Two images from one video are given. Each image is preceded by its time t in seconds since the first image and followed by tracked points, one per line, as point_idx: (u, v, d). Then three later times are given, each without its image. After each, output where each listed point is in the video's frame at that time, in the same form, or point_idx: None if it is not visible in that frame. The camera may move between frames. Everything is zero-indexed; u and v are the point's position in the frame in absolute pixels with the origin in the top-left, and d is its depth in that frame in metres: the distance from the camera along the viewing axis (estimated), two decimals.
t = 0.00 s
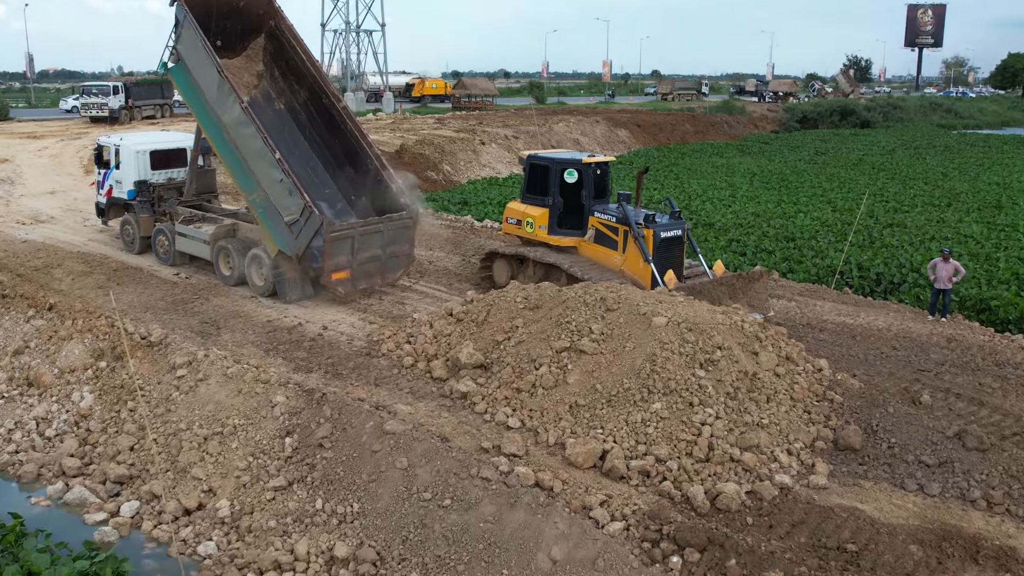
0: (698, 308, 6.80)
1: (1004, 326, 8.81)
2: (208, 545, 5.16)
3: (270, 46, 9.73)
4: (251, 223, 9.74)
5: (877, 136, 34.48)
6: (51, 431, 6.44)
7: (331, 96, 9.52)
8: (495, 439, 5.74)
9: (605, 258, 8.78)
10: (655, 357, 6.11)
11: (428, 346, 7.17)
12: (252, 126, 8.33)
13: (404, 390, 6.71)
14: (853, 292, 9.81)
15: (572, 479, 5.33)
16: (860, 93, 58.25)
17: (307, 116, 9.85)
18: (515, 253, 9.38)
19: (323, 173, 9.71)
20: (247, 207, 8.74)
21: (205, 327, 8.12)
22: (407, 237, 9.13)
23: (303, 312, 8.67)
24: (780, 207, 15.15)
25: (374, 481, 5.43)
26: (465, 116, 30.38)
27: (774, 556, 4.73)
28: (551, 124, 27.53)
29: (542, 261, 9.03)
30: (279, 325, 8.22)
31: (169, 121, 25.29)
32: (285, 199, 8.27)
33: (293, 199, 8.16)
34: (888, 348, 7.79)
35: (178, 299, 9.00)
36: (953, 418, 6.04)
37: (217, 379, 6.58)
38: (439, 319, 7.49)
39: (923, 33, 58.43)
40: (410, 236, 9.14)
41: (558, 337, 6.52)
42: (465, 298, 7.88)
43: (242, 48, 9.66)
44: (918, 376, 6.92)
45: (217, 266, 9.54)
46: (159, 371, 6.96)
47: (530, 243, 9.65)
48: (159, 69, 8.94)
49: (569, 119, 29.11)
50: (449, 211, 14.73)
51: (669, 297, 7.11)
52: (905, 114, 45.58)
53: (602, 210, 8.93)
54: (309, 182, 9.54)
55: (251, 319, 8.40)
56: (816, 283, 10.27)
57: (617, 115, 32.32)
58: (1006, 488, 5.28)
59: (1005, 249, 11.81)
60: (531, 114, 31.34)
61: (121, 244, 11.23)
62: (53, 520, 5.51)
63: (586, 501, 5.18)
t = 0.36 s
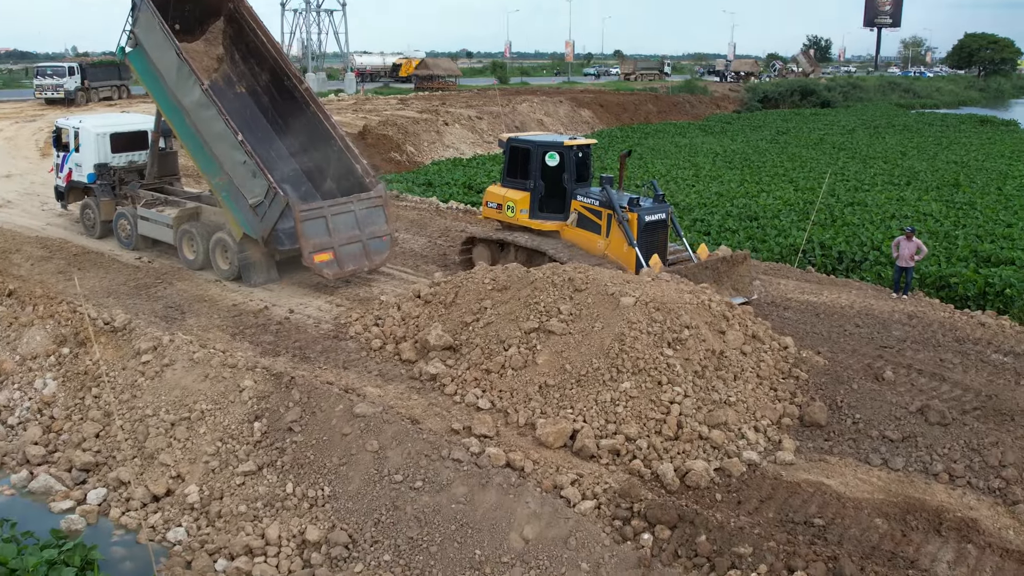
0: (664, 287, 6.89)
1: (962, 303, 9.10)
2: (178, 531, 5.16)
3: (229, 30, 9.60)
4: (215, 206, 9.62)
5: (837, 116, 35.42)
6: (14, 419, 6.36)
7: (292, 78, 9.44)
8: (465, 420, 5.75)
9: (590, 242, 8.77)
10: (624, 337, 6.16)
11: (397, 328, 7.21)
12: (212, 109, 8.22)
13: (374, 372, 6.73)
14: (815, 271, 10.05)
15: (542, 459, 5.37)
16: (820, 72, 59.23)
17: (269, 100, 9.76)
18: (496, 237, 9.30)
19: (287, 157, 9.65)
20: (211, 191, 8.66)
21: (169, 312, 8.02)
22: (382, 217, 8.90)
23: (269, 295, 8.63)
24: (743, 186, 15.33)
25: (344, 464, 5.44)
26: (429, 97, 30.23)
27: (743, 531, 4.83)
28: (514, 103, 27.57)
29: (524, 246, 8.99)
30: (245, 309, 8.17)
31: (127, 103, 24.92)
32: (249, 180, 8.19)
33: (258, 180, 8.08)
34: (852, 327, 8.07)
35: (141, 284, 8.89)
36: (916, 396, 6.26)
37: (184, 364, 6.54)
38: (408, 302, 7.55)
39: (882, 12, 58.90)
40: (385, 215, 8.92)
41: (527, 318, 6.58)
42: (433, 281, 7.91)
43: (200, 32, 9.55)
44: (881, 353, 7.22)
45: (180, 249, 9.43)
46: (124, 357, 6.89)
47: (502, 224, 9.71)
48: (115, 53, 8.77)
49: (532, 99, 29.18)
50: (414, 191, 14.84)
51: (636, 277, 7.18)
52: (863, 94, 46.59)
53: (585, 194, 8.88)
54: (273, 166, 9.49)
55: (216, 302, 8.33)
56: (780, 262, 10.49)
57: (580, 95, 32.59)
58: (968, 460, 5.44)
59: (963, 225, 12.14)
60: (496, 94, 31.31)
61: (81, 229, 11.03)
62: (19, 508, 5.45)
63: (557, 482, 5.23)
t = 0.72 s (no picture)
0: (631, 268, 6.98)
1: (924, 282, 9.33)
2: (149, 521, 5.14)
3: (189, 15, 9.53)
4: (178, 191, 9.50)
5: (799, 97, 36.31)
6: None
7: (255, 62, 9.38)
8: (437, 405, 5.76)
9: (574, 229, 8.81)
10: (594, 319, 6.22)
11: (366, 313, 7.25)
12: (173, 91, 8.09)
13: (344, 358, 6.72)
14: (781, 252, 10.23)
15: (515, 443, 5.40)
16: (780, 55, 60.46)
17: (232, 85, 9.68)
18: (478, 223, 9.30)
19: (252, 141, 9.57)
20: (175, 178, 8.51)
21: (134, 299, 7.94)
22: (351, 197, 8.88)
23: (235, 281, 8.59)
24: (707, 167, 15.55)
25: (316, 450, 5.42)
26: (393, 79, 30.15)
27: (716, 511, 4.93)
28: (479, 86, 27.61)
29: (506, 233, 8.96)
30: (211, 295, 8.11)
31: (84, 86, 24.51)
32: (213, 164, 8.08)
33: (221, 164, 7.98)
34: (818, 307, 8.25)
35: (104, 271, 8.78)
36: (882, 375, 6.48)
37: (150, 352, 6.49)
38: (377, 287, 7.61)
39: None
40: (354, 196, 8.89)
41: (498, 302, 6.62)
42: (401, 266, 7.95)
43: (159, 17, 9.44)
44: (847, 332, 7.43)
45: (144, 235, 9.32)
46: (89, 346, 6.81)
47: (473, 209, 9.76)
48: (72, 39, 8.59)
49: (497, 82, 29.27)
50: (379, 173, 14.97)
51: (606, 260, 7.25)
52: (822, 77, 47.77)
53: (569, 179, 8.94)
54: (238, 151, 9.40)
55: (182, 289, 8.25)
56: (745, 242, 10.63)
57: (545, 76, 32.86)
58: (933, 437, 5.65)
59: (923, 205, 12.45)
60: (461, 75, 31.37)
61: (42, 216, 10.86)
62: None
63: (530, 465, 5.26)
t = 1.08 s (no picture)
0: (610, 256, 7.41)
1: (887, 269, 9.97)
2: (112, 521, 5.09)
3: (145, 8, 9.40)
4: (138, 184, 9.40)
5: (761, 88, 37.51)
6: None
7: (213, 54, 9.26)
8: (405, 399, 5.82)
9: (554, 223, 8.77)
10: (561, 311, 6.33)
11: (332, 307, 7.29)
12: (131, 84, 7.96)
13: (310, 352, 6.75)
14: (746, 241, 10.75)
15: (483, 436, 5.45)
16: (743, 45, 62.98)
17: (190, 78, 9.58)
18: (457, 218, 9.28)
19: (212, 135, 9.51)
20: (135, 172, 8.40)
21: (95, 295, 7.87)
22: (307, 190, 8.99)
23: (198, 276, 8.58)
24: (671, 160, 15.95)
25: (283, 447, 5.42)
26: (356, 70, 30.21)
27: (684, 500, 5.01)
28: (442, 77, 27.76)
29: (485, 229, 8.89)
30: (174, 290, 8.10)
31: (39, 77, 24.20)
32: (173, 157, 7.98)
33: (181, 156, 7.87)
34: (782, 296, 8.56)
35: (63, 267, 8.68)
36: (844, 363, 6.69)
37: (112, 349, 6.40)
38: (342, 280, 7.64)
39: None
40: (309, 189, 9.00)
41: (465, 294, 6.71)
42: (366, 260, 7.99)
43: (116, 11, 9.34)
44: (811, 321, 7.69)
45: (103, 230, 9.23)
46: (49, 343, 6.71)
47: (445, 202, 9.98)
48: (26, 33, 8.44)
49: (461, 73, 29.51)
50: (342, 166, 15.38)
51: (572, 251, 7.37)
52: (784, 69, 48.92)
53: (549, 173, 8.91)
54: (198, 145, 9.34)
55: (144, 285, 8.22)
56: (711, 232, 11.11)
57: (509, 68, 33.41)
58: (897, 425, 5.84)
59: (883, 195, 13.33)
60: (424, 67, 31.55)
61: None
62: None
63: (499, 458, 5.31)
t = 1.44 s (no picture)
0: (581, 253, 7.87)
1: (843, 264, 10.63)
2: (70, 529, 5.00)
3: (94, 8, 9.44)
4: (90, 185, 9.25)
5: (719, 86, 38.86)
6: None
7: (166, 53, 9.36)
8: (367, 401, 5.89)
9: (530, 225, 8.84)
10: (524, 310, 6.47)
11: (291, 308, 7.38)
12: (83, 84, 7.92)
13: (270, 354, 6.85)
14: (705, 237, 11.32)
15: (448, 437, 5.53)
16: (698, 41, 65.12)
17: (142, 79, 9.62)
18: (432, 221, 9.28)
19: (166, 135, 9.51)
20: (87, 174, 8.33)
21: (48, 299, 7.79)
22: (256, 187, 9.03)
23: (155, 279, 8.51)
24: (630, 159, 16.42)
25: (245, 450, 5.41)
26: (312, 68, 30.18)
27: (648, 497, 5.14)
28: (400, 76, 27.89)
29: (459, 231, 8.92)
30: (130, 294, 8.05)
31: None
32: (126, 157, 7.98)
33: (134, 155, 7.90)
34: (743, 291, 8.97)
35: (15, 271, 8.52)
36: (807, 356, 7.05)
37: (67, 354, 6.32)
38: (303, 281, 7.77)
39: None
40: (258, 185, 9.03)
41: (427, 295, 6.84)
42: (325, 260, 8.15)
43: (64, 10, 9.30)
44: (771, 315, 8.08)
45: (56, 232, 9.08)
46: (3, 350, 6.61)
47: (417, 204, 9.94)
48: None
49: (418, 70, 29.93)
50: (301, 166, 15.87)
51: (532, 250, 7.59)
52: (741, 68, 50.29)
53: (525, 174, 8.95)
54: (152, 146, 9.30)
55: (99, 288, 8.13)
56: (672, 229, 11.64)
57: (467, 66, 34.13)
58: (856, 417, 6.16)
59: (838, 190, 14.27)
60: (382, 65, 31.74)
61: None
62: None
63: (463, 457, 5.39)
